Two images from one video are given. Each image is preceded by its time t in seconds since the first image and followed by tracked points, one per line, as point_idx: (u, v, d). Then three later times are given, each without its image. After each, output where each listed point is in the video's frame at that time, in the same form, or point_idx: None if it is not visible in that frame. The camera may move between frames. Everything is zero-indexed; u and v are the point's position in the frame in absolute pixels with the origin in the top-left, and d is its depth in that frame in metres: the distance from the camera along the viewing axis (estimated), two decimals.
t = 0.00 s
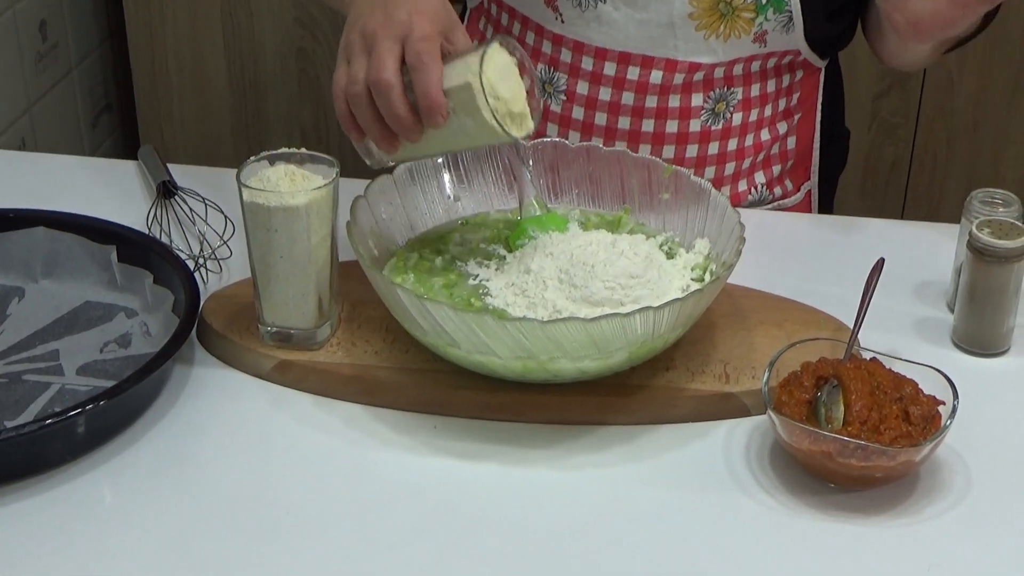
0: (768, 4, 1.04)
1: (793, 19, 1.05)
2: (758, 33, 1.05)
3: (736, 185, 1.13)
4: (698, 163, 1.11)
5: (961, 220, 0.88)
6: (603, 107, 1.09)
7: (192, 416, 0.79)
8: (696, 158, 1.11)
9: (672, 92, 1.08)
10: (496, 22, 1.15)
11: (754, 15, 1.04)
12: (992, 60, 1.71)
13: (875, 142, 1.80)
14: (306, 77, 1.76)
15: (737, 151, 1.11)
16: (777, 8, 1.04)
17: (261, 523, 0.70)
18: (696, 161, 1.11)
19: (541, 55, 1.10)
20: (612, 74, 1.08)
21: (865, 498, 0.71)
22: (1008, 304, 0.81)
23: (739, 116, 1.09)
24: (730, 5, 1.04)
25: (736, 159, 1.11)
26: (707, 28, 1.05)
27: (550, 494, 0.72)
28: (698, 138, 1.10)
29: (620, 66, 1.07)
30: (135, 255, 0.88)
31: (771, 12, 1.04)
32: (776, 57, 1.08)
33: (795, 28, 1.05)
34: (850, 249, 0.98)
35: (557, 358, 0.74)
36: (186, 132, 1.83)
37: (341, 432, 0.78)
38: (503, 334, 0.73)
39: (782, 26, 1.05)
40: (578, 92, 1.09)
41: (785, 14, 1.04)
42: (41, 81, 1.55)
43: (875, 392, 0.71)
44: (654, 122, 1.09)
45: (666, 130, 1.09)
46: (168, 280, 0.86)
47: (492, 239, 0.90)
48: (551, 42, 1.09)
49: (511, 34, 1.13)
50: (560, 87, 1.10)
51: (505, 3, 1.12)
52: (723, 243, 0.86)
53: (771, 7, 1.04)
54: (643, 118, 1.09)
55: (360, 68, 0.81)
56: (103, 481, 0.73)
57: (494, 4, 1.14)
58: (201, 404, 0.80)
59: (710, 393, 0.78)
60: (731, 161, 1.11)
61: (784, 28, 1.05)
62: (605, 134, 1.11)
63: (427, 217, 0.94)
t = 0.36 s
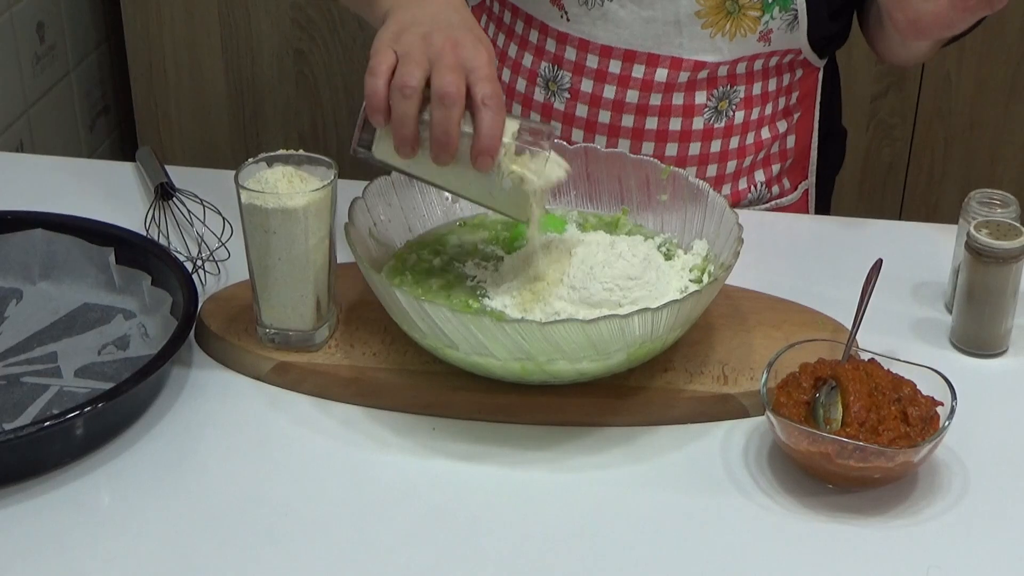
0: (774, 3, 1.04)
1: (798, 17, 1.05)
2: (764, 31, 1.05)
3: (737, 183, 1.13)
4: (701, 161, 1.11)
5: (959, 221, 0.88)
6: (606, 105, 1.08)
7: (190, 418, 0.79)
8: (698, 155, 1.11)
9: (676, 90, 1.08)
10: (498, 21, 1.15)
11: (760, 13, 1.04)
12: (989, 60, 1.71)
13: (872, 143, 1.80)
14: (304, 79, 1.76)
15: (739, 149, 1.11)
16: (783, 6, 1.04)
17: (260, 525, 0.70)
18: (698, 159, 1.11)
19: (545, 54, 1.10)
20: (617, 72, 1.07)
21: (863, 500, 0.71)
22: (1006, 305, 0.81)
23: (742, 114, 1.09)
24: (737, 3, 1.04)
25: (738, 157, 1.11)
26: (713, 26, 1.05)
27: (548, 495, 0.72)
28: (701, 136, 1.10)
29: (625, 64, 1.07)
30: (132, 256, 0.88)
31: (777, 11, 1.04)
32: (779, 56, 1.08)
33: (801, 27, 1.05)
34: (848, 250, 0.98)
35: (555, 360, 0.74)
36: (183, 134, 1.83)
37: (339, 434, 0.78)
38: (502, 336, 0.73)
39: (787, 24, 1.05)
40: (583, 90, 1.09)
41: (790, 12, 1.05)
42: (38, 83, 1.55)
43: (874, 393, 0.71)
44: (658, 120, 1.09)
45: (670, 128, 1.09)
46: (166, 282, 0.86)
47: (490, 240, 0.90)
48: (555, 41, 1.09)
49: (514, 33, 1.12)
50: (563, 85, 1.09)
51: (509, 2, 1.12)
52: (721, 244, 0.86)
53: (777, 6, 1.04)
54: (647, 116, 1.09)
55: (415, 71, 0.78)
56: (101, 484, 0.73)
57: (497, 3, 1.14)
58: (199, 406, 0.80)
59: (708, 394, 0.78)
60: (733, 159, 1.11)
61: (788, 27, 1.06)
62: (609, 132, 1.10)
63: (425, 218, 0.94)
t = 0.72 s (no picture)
0: (776, 8, 1.04)
1: (799, 22, 1.05)
2: (766, 36, 1.05)
3: (736, 187, 1.13)
4: (701, 165, 1.11)
5: (958, 224, 0.88)
6: (608, 110, 1.09)
7: (189, 421, 0.79)
8: (699, 160, 1.11)
9: (677, 95, 1.08)
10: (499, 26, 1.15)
11: (762, 18, 1.04)
12: (988, 63, 1.71)
13: (871, 145, 1.81)
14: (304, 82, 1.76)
15: (738, 153, 1.11)
16: (785, 12, 1.05)
17: (260, 527, 0.70)
18: (699, 163, 1.11)
19: (546, 58, 1.10)
20: (618, 77, 1.08)
21: (861, 502, 0.72)
22: (1004, 307, 0.82)
23: (742, 118, 1.09)
24: (739, 8, 1.04)
25: (737, 161, 1.11)
26: (715, 31, 1.05)
27: (547, 497, 0.72)
28: (701, 140, 1.10)
29: (626, 68, 1.07)
30: (131, 260, 0.88)
31: (779, 16, 1.05)
32: (779, 61, 1.08)
33: (801, 32, 1.06)
34: (846, 253, 0.99)
35: (554, 362, 0.74)
36: (182, 137, 1.83)
37: (339, 436, 0.78)
38: (501, 339, 0.73)
39: (788, 29, 1.05)
40: (584, 94, 1.09)
41: (792, 17, 1.05)
42: (38, 86, 1.55)
43: (872, 396, 0.71)
44: (659, 124, 1.09)
45: (671, 132, 1.09)
46: (166, 285, 0.86)
47: (489, 243, 0.90)
48: (556, 45, 1.09)
49: (516, 37, 1.13)
50: (564, 90, 1.10)
51: (510, 6, 1.12)
52: (720, 247, 0.86)
53: (779, 11, 1.04)
54: (648, 120, 1.09)
55: (479, 58, 0.74)
56: (101, 487, 0.73)
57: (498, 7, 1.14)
58: (198, 410, 0.80)
59: (707, 397, 0.78)
60: (733, 163, 1.11)
61: (790, 32, 1.06)
62: (609, 137, 1.11)
63: (424, 222, 0.94)
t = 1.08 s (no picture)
0: (771, 12, 1.05)
1: (794, 27, 1.05)
2: (761, 40, 1.06)
3: (734, 191, 1.13)
4: (698, 168, 1.12)
5: (955, 224, 0.89)
6: (603, 113, 1.09)
7: (189, 422, 0.79)
8: (696, 163, 1.11)
9: (673, 98, 1.08)
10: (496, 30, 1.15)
11: (757, 23, 1.05)
12: (985, 65, 1.72)
13: (870, 147, 1.81)
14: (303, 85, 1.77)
15: (735, 156, 1.11)
16: (780, 17, 1.05)
17: (260, 527, 0.70)
18: (695, 166, 1.12)
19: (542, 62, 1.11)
20: (614, 81, 1.08)
21: (860, 502, 0.72)
22: (1001, 307, 0.82)
23: (737, 121, 1.10)
24: (734, 13, 1.05)
25: (734, 164, 1.12)
26: (710, 35, 1.05)
27: (546, 497, 0.73)
28: (698, 144, 1.10)
29: (621, 72, 1.08)
30: (131, 261, 0.89)
31: (774, 21, 1.05)
32: (774, 64, 1.08)
33: (796, 36, 1.06)
34: (844, 254, 0.99)
35: (552, 362, 0.74)
36: (182, 139, 1.83)
37: (338, 437, 0.78)
38: (500, 339, 0.73)
39: (784, 34, 1.06)
40: (579, 98, 1.09)
41: (787, 22, 1.05)
42: (38, 89, 1.56)
43: (870, 396, 0.72)
44: (655, 128, 1.09)
45: (667, 136, 1.10)
46: (165, 287, 0.86)
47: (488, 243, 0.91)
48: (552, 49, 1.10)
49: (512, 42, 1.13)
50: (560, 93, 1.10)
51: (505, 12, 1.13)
52: (718, 248, 0.86)
53: (774, 15, 1.05)
54: (644, 124, 1.09)
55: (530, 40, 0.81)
56: (101, 487, 0.73)
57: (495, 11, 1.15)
58: (198, 411, 0.80)
59: (706, 397, 0.78)
60: (729, 167, 1.12)
61: (785, 37, 1.06)
62: (605, 140, 1.11)
63: (423, 223, 0.94)
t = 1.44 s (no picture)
0: (770, 15, 1.05)
1: (793, 30, 1.06)
2: (761, 43, 1.06)
3: (734, 195, 1.13)
4: (698, 173, 1.12)
5: (953, 227, 0.89)
6: (603, 116, 1.10)
7: (190, 424, 0.79)
8: (696, 167, 1.12)
9: (673, 102, 1.09)
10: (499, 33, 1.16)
11: (756, 26, 1.05)
12: (984, 68, 1.72)
13: (870, 150, 1.81)
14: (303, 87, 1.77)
15: (736, 161, 1.12)
16: (780, 20, 1.05)
17: (260, 528, 0.70)
18: (696, 170, 1.12)
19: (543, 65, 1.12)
20: (614, 84, 1.09)
21: (858, 503, 0.72)
22: (999, 309, 0.82)
23: (738, 126, 1.10)
24: (734, 16, 1.05)
25: (734, 168, 1.12)
26: (710, 39, 1.06)
27: (545, 498, 0.73)
28: (698, 148, 1.10)
29: (621, 76, 1.08)
30: (132, 263, 0.89)
31: (774, 23, 1.05)
32: (775, 69, 1.09)
33: (796, 40, 1.06)
34: (843, 256, 0.99)
35: (552, 363, 0.74)
36: (182, 142, 1.84)
37: (338, 438, 0.78)
38: (499, 340, 0.73)
39: (783, 37, 1.06)
40: (580, 101, 1.10)
41: (786, 25, 1.05)
42: (39, 92, 1.56)
43: (868, 397, 0.72)
44: (655, 132, 1.10)
45: (667, 140, 1.10)
46: (167, 289, 0.87)
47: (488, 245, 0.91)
48: (553, 52, 1.10)
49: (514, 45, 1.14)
50: (561, 96, 1.11)
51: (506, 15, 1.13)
52: (717, 251, 0.86)
53: (773, 19, 1.05)
54: (644, 128, 1.09)
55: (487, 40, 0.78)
56: (102, 489, 0.73)
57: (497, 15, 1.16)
58: (199, 413, 0.80)
59: (705, 399, 0.78)
60: (729, 171, 1.12)
61: (784, 40, 1.06)
62: (606, 144, 1.11)
63: (422, 225, 0.94)
